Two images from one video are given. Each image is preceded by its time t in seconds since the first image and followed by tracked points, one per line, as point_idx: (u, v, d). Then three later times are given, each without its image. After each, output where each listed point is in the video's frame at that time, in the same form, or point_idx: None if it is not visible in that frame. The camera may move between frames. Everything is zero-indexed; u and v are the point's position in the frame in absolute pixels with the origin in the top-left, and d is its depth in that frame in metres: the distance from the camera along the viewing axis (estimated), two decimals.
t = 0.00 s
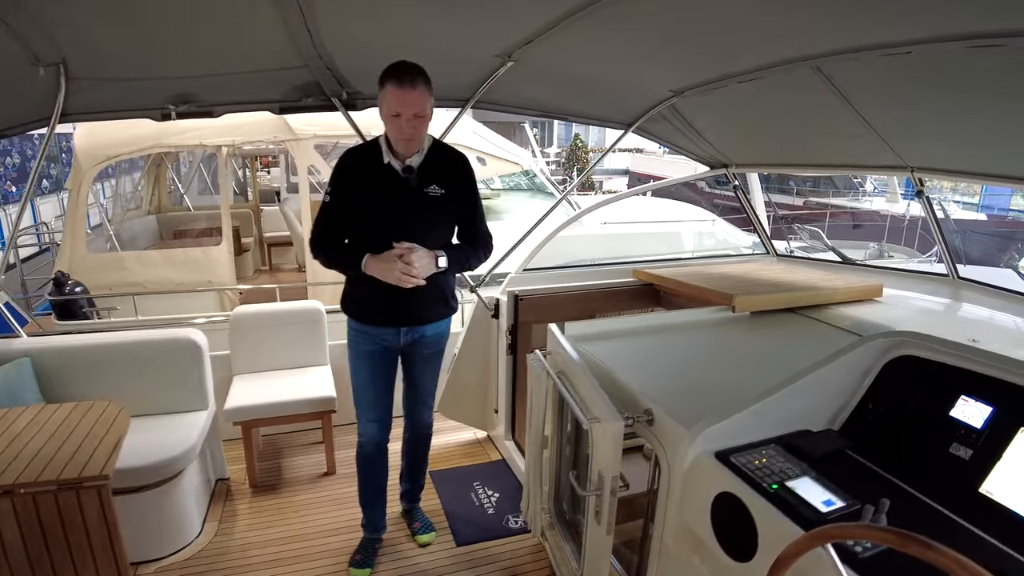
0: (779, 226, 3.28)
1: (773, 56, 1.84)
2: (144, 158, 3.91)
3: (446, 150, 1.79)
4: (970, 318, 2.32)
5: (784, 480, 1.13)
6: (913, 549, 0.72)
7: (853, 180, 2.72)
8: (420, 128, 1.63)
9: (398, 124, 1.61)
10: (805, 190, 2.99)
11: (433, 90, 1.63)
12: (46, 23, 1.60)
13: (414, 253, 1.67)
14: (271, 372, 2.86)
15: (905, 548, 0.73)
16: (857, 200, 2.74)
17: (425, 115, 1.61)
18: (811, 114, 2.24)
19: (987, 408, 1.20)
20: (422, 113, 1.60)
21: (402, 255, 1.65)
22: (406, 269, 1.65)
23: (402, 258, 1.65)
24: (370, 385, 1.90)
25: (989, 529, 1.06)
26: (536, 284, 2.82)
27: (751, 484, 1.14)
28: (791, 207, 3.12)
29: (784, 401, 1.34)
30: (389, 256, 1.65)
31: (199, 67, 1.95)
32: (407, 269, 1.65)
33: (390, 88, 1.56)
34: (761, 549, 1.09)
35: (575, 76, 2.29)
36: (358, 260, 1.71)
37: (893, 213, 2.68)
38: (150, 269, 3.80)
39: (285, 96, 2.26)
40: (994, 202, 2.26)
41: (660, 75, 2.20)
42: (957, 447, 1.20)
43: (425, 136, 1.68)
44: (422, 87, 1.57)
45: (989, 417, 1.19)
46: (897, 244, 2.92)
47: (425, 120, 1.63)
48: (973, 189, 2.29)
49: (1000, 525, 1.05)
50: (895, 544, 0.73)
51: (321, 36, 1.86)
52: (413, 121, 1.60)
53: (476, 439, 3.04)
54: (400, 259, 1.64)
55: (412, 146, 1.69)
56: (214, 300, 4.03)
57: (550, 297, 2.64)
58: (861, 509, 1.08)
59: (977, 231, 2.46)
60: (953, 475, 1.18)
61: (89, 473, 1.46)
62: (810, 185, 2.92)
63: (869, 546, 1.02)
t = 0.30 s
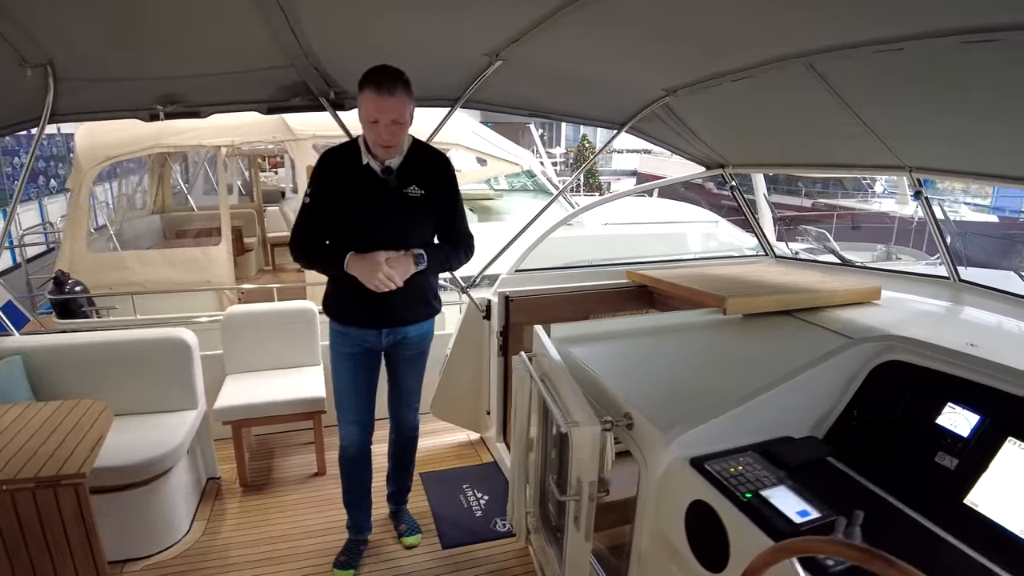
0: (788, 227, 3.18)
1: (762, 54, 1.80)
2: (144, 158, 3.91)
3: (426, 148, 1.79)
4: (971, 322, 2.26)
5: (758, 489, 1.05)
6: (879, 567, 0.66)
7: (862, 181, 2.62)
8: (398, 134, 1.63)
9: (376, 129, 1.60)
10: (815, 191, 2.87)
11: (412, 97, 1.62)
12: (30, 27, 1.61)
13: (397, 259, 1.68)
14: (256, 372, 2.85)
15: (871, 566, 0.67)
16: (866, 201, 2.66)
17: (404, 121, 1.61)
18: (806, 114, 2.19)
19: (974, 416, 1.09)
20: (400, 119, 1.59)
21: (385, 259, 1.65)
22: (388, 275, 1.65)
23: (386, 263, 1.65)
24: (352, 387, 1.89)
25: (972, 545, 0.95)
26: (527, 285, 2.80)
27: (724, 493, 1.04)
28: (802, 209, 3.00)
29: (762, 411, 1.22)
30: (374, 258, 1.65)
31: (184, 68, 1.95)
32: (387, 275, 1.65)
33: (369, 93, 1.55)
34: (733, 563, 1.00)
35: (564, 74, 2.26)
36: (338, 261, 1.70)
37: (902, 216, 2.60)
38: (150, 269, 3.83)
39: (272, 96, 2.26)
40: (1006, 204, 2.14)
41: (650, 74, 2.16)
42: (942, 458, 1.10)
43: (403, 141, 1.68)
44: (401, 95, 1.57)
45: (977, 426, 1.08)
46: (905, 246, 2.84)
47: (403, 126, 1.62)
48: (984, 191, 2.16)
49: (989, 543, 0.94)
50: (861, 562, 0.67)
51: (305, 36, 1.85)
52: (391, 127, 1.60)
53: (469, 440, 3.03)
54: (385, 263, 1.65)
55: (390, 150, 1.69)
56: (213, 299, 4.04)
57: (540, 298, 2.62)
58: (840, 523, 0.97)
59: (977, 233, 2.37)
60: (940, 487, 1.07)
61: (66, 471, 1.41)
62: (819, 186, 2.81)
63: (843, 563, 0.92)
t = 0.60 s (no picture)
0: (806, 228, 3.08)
1: (765, 49, 1.76)
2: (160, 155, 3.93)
3: (421, 143, 1.81)
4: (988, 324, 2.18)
5: (743, 489, 0.96)
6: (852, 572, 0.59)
7: (886, 184, 2.49)
8: (388, 118, 1.64)
9: (366, 114, 1.62)
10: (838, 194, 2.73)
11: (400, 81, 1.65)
12: (38, 27, 1.65)
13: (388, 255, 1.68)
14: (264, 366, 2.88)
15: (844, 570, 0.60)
16: (890, 203, 2.54)
17: (393, 104, 1.63)
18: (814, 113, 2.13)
19: (973, 418, 1.02)
20: (389, 102, 1.62)
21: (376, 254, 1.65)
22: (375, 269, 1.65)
23: (377, 257, 1.65)
24: (349, 381, 1.91)
25: (967, 556, 0.89)
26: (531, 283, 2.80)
27: (707, 492, 0.96)
28: (823, 211, 2.88)
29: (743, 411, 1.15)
30: (367, 252, 1.65)
31: (189, 65, 1.98)
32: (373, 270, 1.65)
33: (356, 79, 1.58)
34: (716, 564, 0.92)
35: (566, 71, 2.24)
36: (334, 256, 1.74)
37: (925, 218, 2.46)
38: (165, 264, 3.85)
39: (276, 93, 2.28)
40: None
41: (653, 71, 2.14)
42: (939, 461, 1.03)
43: (394, 127, 1.70)
44: (387, 76, 1.59)
45: (975, 428, 1.01)
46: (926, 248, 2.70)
47: (393, 110, 1.64)
48: (1013, 193, 2.03)
49: (985, 553, 0.88)
50: (832, 565, 0.60)
51: (306, 33, 1.87)
52: (381, 110, 1.62)
53: (473, 437, 3.03)
54: (375, 256, 1.65)
55: (383, 139, 1.71)
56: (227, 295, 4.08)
57: (544, 295, 2.61)
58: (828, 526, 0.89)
59: (992, 233, 2.27)
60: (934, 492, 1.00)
61: (65, 456, 1.43)
62: (843, 188, 2.66)
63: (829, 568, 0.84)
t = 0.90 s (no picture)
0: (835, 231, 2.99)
1: (790, 46, 1.72)
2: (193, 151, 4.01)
3: (441, 138, 1.82)
4: None
5: (753, 491, 0.94)
6: None
7: (924, 187, 2.37)
8: (410, 111, 1.66)
9: (388, 108, 1.64)
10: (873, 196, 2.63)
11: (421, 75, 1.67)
12: (70, 27, 1.70)
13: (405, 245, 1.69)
14: (287, 358, 2.93)
15: None
16: (927, 207, 2.43)
17: (414, 98, 1.65)
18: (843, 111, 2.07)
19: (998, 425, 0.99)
20: (411, 96, 1.63)
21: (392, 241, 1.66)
22: (390, 258, 1.65)
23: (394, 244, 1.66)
24: (367, 375, 1.93)
25: (986, 568, 0.85)
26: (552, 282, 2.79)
27: (717, 493, 0.94)
28: (857, 213, 2.78)
29: (757, 410, 1.11)
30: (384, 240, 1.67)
31: (215, 63, 2.02)
32: (388, 259, 1.65)
33: (379, 73, 1.60)
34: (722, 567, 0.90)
35: (587, 68, 2.22)
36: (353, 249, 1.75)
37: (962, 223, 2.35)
38: (194, 259, 3.91)
39: (300, 89, 2.32)
40: None
41: (676, 68, 2.11)
42: (960, 468, 0.99)
43: (415, 121, 1.72)
44: (410, 71, 1.61)
45: (1000, 436, 0.97)
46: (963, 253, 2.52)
47: (414, 104, 1.66)
48: None
49: (1006, 563, 0.84)
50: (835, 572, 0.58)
51: (329, 31, 1.89)
52: (403, 104, 1.64)
53: (492, 435, 3.03)
54: (392, 244, 1.66)
55: (403, 133, 1.72)
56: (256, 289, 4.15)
57: (565, 293, 2.59)
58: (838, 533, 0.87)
59: None
60: (951, 497, 0.96)
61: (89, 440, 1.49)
62: (879, 191, 2.55)
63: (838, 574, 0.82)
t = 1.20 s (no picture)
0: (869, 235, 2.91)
1: (825, 43, 1.68)
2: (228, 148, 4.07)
3: (471, 135, 1.83)
4: None
5: (779, 490, 0.92)
6: None
7: (962, 190, 2.28)
8: (445, 107, 1.68)
9: (424, 104, 1.65)
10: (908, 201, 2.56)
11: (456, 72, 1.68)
12: (114, 26, 1.75)
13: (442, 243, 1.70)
14: (316, 351, 2.98)
15: None
16: (966, 212, 2.32)
17: (450, 93, 1.66)
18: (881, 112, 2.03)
19: None
20: (446, 91, 1.65)
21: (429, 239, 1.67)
22: (428, 256, 1.66)
23: (432, 244, 1.67)
24: (395, 369, 1.95)
25: None
26: (579, 280, 2.78)
27: (743, 492, 0.92)
28: (891, 218, 2.69)
29: (787, 411, 1.09)
30: (422, 238, 1.68)
31: (252, 60, 2.06)
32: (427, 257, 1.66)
33: (415, 69, 1.61)
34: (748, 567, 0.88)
35: (618, 66, 2.21)
36: (384, 245, 1.77)
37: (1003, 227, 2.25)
38: (227, 254, 3.96)
39: (333, 87, 2.35)
40: None
41: (707, 67, 2.08)
42: (994, 473, 0.95)
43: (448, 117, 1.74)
44: (445, 66, 1.63)
45: None
46: (1005, 259, 2.43)
47: (449, 99, 1.67)
48: None
49: None
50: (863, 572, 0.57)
51: (362, 29, 1.91)
52: (439, 100, 1.65)
53: (517, 432, 3.03)
54: (430, 243, 1.67)
55: (437, 129, 1.74)
56: (287, 284, 4.21)
57: (592, 292, 2.58)
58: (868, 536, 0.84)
59: None
60: (984, 504, 0.93)
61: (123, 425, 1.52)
62: (915, 195, 2.48)
63: None
